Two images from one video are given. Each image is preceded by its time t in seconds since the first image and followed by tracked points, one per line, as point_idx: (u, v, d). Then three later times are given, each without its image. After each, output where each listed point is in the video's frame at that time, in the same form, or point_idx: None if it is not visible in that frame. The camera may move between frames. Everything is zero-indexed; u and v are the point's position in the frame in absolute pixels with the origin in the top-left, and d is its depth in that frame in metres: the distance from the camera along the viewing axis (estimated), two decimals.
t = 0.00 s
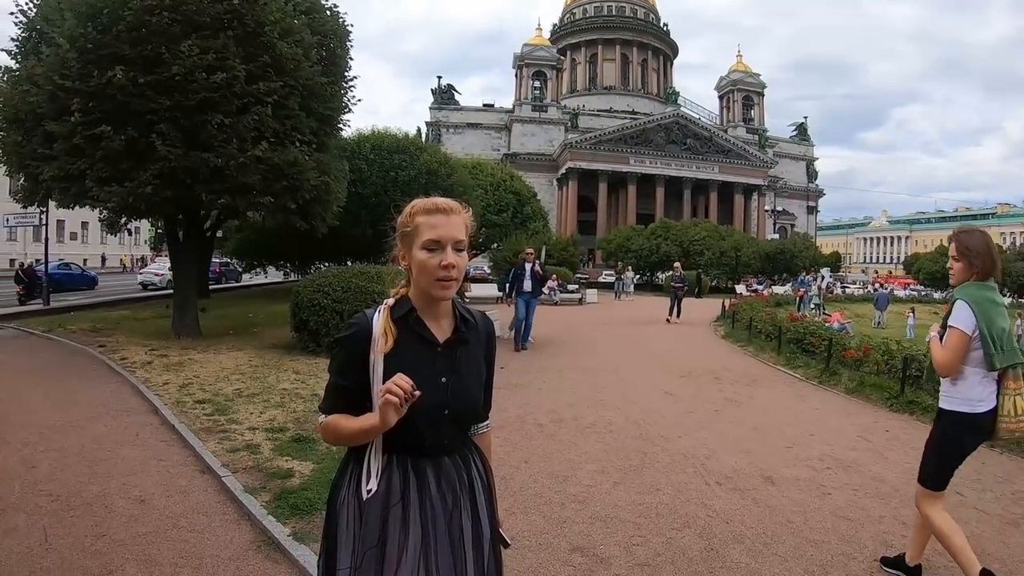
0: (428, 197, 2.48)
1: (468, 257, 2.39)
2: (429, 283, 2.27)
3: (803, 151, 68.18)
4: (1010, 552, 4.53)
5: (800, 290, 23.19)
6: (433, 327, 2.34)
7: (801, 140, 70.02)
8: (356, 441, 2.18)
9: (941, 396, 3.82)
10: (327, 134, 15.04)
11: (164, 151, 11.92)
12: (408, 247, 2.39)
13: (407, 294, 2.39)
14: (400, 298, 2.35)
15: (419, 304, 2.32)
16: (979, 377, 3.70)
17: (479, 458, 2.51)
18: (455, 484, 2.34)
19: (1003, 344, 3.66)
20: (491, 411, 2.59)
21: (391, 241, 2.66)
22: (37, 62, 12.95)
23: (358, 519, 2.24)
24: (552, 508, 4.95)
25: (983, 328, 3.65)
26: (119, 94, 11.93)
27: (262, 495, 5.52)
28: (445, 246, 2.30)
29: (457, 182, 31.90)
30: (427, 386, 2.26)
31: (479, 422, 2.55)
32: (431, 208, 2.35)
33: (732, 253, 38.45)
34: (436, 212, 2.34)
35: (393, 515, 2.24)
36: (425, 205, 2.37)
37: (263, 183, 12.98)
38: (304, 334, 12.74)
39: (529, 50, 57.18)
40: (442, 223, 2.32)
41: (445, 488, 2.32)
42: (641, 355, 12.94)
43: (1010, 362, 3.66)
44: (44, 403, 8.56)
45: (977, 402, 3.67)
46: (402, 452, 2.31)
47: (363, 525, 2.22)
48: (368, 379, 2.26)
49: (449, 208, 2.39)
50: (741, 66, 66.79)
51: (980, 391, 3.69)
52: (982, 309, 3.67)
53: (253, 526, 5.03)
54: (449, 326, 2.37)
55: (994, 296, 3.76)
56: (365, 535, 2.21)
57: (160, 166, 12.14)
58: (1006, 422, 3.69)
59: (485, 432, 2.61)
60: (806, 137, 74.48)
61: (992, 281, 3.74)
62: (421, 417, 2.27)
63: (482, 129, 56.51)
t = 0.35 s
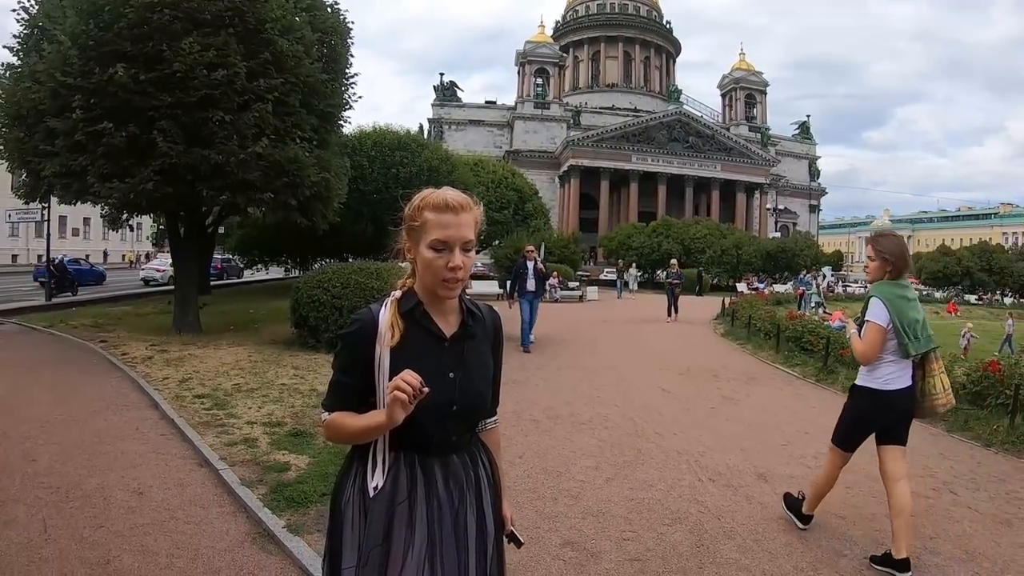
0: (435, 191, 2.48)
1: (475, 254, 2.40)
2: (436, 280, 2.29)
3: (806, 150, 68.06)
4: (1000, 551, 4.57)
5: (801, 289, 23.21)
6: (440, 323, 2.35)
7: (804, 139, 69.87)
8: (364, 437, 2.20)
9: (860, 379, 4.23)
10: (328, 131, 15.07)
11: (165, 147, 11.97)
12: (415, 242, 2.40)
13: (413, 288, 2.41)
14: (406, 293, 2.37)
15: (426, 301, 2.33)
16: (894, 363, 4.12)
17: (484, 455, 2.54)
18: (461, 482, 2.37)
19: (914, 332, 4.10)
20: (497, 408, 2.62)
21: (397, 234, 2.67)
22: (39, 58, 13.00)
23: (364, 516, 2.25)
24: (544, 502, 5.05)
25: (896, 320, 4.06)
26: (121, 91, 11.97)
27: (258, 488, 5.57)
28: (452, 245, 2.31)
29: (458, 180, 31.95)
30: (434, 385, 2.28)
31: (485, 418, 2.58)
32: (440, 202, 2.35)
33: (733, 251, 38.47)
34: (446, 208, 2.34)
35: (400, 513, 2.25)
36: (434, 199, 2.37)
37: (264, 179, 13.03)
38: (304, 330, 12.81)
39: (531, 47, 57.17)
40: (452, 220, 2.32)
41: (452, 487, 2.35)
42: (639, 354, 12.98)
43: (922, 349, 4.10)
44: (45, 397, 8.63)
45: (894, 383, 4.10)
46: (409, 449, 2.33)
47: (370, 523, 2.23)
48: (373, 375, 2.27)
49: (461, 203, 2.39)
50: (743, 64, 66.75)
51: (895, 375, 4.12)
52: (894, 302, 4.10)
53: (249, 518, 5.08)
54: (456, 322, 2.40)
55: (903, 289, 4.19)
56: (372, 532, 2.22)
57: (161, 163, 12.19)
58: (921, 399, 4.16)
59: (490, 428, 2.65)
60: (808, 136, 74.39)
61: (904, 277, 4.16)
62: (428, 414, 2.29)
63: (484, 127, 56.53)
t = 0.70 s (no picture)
0: (444, 177, 2.36)
1: (488, 245, 2.30)
2: (448, 272, 2.19)
3: (806, 149, 68.09)
4: (994, 550, 4.59)
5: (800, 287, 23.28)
6: (453, 317, 2.25)
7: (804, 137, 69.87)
8: (376, 446, 2.08)
9: (790, 356, 4.85)
10: (327, 129, 15.09)
11: (164, 146, 12.00)
12: (425, 234, 2.28)
13: (423, 281, 2.31)
14: (416, 286, 2.26)
15: (437, 293, 2.23)
16: (816, 341, 4.74)
17: (498, 451, 2.45)
18: (480, 481, 2.28)
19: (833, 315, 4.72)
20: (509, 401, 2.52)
21: (402, 223, 2.56)
22: (39, 57, 13.02)
23: (379, 521, 2.12)
24: (541, 498, 5.52)
25: (813, 305, 4.69)
26: (120, 89, 11.99)
27: (255, 483, 5.61)
28: (466, 235, 2.20)
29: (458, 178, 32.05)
30: (451, 382, 2.18)
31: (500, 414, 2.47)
32: (452, 190, 2.23)
33: (732, 249, 38.46)
34: (458, 195, 2.22)
35: (418, 516, 2.13)
36: (445, 186, 2.25)
37: (263, 177, 13.05)
38: (303, 327, 12.87)
39: (531, 45, 57.18)
40: (464, 209, 2.21)
41: (471, 486, 2.25)
42: (638, 351, 13.07)
43: (839, 330, 4.71)
44: (45, 393, 8.69)
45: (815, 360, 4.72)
46: (426, 449, 2.21)
47: (386, 526, 2.10)
48: (383, 371, 2.17)
49: (473, 189, 2.30)
50: (743, 62, 66.76)
51: (816, 353, 4.74)
52: (815, 289, 4.73)
53: (245, 513, 5.12)
54: (468, 315, 2.29)
55: (825, 276, 4.81)
56: (389, 538, 2.09)
57: (160, 161, 12.21)
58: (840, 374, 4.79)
59: (501, 423, 2.55)
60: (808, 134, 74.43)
61: (827, 267, 4.75)
62: (446, 411, 2.18)
63: (484, 125, 56.53)
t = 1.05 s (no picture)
0: (446, 179, 2.41)
1: (493, 244, 2.33)
2: (453, 270, 2.22)
3: (806, 149, 68.15)
4: (986, 547, 4.64)
5: (800, 287, 23.38)
6: (461, 320, 2.28)
7: (804, 137, 69.93)
8: (390, 461, 2.11)
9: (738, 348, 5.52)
10: (327, 131, 15.15)
11: (165, 149, 12.07)
12: (430, 235, 2.32)
13: (428, 286, 2.34)
14: (422, 291, 2.29)
15: (444, 297, 2.26)
16: (759, 336, 5.39)
17: (512, 454, 2.49)
18: (495, 488, 2.32)
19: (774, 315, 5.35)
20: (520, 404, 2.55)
21: (406, 227, 2.60)
22: (40, 61, 13.08)
23: (397, 533, 2.15)
24: (541, 497, 5.96)
25: (753, 303, 5.36)
26: (121, 93, 12.05)
27: (255, 483, 5.66)
28: (469, 231, 2.25)
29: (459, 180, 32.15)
30: (464, 389, 2.21)
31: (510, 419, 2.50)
32: (454, 190, 2.28)
33: (733, 250, 38.43)
34: (462, 195, 2.27)
35: (435, 526, 2.16)
36: (447, 187, 2.29)
37: (263, 180, 13.12)
38: (304, 330, 12.92)
39: (532, 47, 57.25)
40: (465, 208, 2.26)
41: (486, 493, 2.29)
42: (638, 351, 13.16)
43: (779, 327, 5.33)
44: (47, 394, 8.76)
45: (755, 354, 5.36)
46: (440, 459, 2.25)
47: (407, 538, 2.14)
48: (392, 377, 2.21)
49: (476, 188, 2.34)
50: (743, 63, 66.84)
51: (758, 347, 5.38)
52: (757, 291, 5.41)
53: (246, 512, 5.18)
54: (476, 319, 2.33)
55: (771, 281, 5.48)
56: (407, 548, 2.13)
57: (161, 164, 12.27)
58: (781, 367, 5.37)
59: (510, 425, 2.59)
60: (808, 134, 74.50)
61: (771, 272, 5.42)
62: (459, 417, 2.22)
63: (485, 126, 56.60)
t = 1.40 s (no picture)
0: (443, 186, 2.47)
1: (486, 247, 2.38)
2: (445, 268, 2.26)
3: (811, 155, 68.10)
4: (980, 550, 4.67)
5: (803, 292, 23.38)
6: (451, 322, 2.33)
7: (810, 144, 69.90)
8: (372, 454, 2.16)
9: (708, 339, 6.21)
10: (333, 138, 15.25)
11: (171, 155, 12.21)
12: (426, 238, 2.38)
13: (423, 288, 2.38)
14: (415, 294, 2.34)
15: (435, 299, 2.31)
16: (725, 328, 6.07)
17: (507, 453, 2.52)
18: (486, 485, 2.35)
19: (737, 308, 6.02)
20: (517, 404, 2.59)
21: (405, 230, 2.66)
22: (48, 68, 13.23)
23: (388, 527, 2.21)
24: (539, 498, 6.03)
25: (720, 301, 6.01)
26: (129, 100, 12.19)
27: (259, 483, 5.77)
28: (462, 231, 2.30)
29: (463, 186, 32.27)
30: (452, 388, 2.25)
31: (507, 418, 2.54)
32: (449, 195, 2.34)
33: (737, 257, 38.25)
34: (457, 200, 2.33)
35: (425, 520, 2.21)
36: (443, 192, 2.36)
37: (268, 186, 13.24)
38: (308, 334, 12.99)
39: (536, 54, 57.44)
40: (459, 211, 2.31)
41: (477, 489, 2.33)
42: (640, 356, 13.21)
43: (742, 320, 5.99)
44: (54, 396, 8.87)
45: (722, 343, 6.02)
46: (430, 455, 2.30)
47: (396, 529, 2.19)
48: (384, 376, 2.27)
49: (471, 195, 2.39)
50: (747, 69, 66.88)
51: (724, 337, 6.06)
52: (722, 289, 6.09)
53: (250, 511, 5.30)
54: (468, 320, 2.37)
55: (736, 280, 6.14)
56: (397, 540, 2.18)
57: (168, 170, 12.40)
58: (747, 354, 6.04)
59: (510, 426, 2.61)
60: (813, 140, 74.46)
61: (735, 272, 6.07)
62: (449, 417, 2.26)
63: (489, 132, 56.75)
